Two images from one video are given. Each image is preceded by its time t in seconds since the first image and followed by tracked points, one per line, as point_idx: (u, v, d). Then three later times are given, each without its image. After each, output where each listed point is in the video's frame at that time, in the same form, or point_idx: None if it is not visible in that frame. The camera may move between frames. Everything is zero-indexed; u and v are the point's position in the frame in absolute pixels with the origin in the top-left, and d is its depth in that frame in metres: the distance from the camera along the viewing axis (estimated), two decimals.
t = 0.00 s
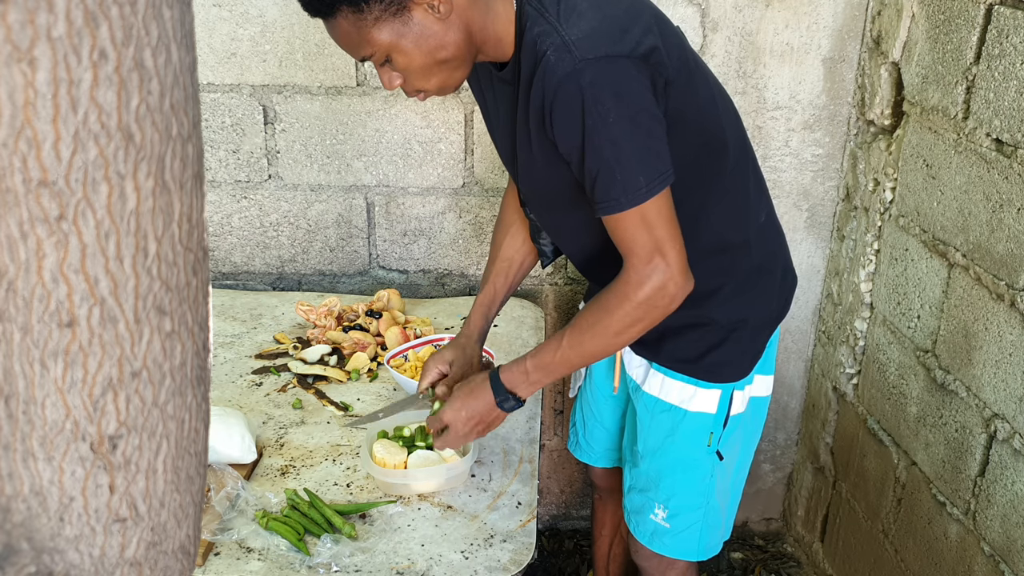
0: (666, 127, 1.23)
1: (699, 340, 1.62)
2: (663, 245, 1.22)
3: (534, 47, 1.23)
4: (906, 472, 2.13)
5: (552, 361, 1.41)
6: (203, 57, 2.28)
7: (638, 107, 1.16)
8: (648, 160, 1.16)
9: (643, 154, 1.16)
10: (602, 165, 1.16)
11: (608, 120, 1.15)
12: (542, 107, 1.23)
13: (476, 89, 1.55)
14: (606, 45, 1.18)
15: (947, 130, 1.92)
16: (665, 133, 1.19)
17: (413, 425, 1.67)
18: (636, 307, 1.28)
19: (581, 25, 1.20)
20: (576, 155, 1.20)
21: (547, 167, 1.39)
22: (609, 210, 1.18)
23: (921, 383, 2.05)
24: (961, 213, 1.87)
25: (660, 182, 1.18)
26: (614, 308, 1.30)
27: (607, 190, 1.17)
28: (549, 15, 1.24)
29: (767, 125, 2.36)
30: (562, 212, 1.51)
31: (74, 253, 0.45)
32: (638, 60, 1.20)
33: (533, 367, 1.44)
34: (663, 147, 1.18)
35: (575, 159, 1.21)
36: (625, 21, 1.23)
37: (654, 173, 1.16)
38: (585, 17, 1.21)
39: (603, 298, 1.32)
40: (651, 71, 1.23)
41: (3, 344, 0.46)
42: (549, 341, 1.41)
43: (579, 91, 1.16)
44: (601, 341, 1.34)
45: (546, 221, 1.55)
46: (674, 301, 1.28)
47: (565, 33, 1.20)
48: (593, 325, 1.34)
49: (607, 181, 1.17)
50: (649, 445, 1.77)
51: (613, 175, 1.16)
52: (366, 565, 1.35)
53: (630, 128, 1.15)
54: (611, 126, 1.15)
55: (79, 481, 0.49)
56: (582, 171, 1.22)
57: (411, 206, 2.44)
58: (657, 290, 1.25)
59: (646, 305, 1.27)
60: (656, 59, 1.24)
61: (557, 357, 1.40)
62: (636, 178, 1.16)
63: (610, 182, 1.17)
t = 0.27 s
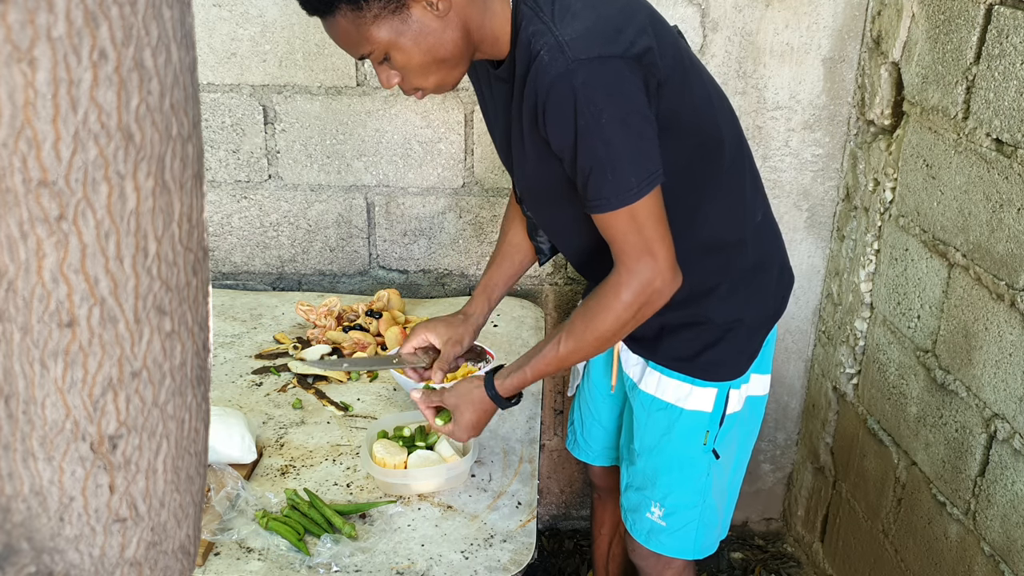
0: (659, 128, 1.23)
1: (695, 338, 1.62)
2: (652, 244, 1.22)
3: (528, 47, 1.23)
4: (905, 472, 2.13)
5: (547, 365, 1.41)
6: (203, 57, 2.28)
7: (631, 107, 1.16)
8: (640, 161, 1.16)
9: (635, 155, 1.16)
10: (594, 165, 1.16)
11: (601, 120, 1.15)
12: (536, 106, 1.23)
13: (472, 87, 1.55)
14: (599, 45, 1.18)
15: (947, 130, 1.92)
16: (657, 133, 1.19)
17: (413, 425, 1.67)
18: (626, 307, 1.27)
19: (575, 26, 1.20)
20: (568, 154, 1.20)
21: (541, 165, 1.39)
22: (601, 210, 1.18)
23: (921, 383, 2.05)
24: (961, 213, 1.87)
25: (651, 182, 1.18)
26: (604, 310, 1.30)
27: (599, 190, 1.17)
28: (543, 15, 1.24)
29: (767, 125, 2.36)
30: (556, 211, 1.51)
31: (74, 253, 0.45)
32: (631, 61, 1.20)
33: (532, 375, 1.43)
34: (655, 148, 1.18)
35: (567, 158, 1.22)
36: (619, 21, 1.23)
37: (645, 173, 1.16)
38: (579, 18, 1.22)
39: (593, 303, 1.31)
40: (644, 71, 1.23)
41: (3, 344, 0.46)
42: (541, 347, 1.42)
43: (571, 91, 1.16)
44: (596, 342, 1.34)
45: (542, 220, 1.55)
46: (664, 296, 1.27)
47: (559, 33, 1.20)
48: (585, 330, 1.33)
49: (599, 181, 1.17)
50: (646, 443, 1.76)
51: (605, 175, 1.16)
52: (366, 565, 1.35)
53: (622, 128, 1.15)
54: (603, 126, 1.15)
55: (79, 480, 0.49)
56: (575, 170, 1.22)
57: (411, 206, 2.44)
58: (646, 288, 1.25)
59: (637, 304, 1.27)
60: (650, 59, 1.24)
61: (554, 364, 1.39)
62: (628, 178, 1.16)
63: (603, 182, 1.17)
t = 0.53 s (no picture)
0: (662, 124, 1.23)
1: (696, 336, 1.62)
2: (665, 238, 1.22)
3: (531, 45, 1.23)
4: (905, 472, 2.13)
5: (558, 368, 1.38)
6: (203, 57, 2.28)
7: (635, 104, 1.16)
8: (645, 156, 1.16)
9: (641, 150, 1.16)
10: (600, 162, 1.16)
11: (606, 117, 1.15)
12: (541, 105, 1.23)
13: (473, 87, 1.55)
14: (603, 42, 1.18)
15: (947, 130, 1.92)
16: (661, 129, 1.19)
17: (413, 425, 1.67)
18: (643, 303, 1.26)
19: (578, 24, 1.20)
20: (574, 151, 1.20)
21: (544, 164, 1.39)
22: (608, 207, 1.18)
23: (921, 383, 2.05)
24: (961, 213, 1.87)
25: (658, 177, 1.17)
26: (619, 306, 1.28)
27: (606, 186, 1.17)
28: (546, 13, 1.24)
29: (767, 125, 2.36)
30: (559, 210, 1.51)
31: (74, 252, 0.45)
32: (634, 57, 1.20)
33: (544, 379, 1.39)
34: (660, 143, 1.18)
35: (574, 156, 1.21)
36: (621, 19, 1.23)
37: (651, 169, 1.16)
38: (581, 15, 1.22)
39: (608, 300, 1.30)
40: (648, 68, 1.23)
41: (3, 344, 0.46)
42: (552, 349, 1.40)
43: (576, 88, 1.16)
44: (610, 342, 1.32)
45: (544, 219, 1.55)
46: (678, 293, 1.27)
47: (562, 31, 1.20)
48: (599, 328, 1.32)
49: (605, 178, 1.17)
50: (646, 442, 1.76)
51: (611, 171, 1.16)
52: (366, 565, 1.35)
53: (627, 125, 1.15)
54: (608, 123, 1.15)
55: (78, 481, 0.49)
56: (580, 168, 1.22)
57: (411, 206, 2.44)
58: (661, 283, 1.24)
59: (652, 300, 1.26)
60: (652, 56, 1.24)
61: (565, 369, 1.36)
62: (634, 174, 1.16)
63: (609, 178, 1.16)
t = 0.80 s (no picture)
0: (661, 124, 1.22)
1: (696, 337, 1.62)
2: (666, 237, 1.22)
3: (529, 45, 1.23)
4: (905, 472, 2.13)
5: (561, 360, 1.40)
6: (203, 57, 2.28)
7: (633, 104, 1.16)
8: (644, 157, 1.16)
9: (639, 150, 1.16)
10: (598, 162, 1.16)
11: (604, 117, 1.15)
12: (539, 105, 1.23)
13: (472, 87, 1.55)
14: (601, 42, 1.18)
15: (947, 130, 1.92)
16: (660, 129, 1.19)
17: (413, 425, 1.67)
18: (643, 300, 1.27)
19: (576, 23, 1.20)
20: (572, 152, 1.20)
21: (543, 164, 1.39)
22: (606, 207, 1.18)
23: (921, 383, 2.05)
24: (961, 213, 1.87)
25: (657, 178, 1.17)
26: (620, 303, 1.29)
27: (604, 186, 1.17)
28: (544, 13, 1.24)
29: (767, 125, 2.36)
30: (558, 210, 1.51)
31: (74, 253, 0.45)
32: (633, 57, 1.20)
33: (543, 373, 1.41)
34: (659, 143, 1.18)
35: (572, 156, 1.22)
36: (619, 18, 1.23)
37: (650, 169, 1.16)
38: (580, 15, 1.22)
39: (609, 295, 1.31)
40: (646, 68, 1.23)
41: (3, 344, 0.46)
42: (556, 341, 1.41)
43: (574, 88, 1.16)
44: (612, 338, 1.33)
45: (543, 219, 1.55)
46: (679, 291, 1.27)
47: (560, 31, 1.19)
48: (600, 323, 1.33)
49: (603, 178, 1.17)
50: (646, 443, 1.76)
51: (609, 172, 1.16)
52: (366, 565, 1.35)
53: (625, 125, 1.15)
54: (606, 123, 1.15)
55: (79, 481, 0.49)
56: (579, 168, 1.22)
57: (411, 206, 2.44)
58: (660, 282, 1.25)
59: (652, 297, 1.26)
60: (651, 56, 1.24)
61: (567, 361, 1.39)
62: (632, 174, 1.16)
63: (607, 178, 1.16)
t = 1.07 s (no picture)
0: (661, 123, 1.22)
1: (696, 337, 1.62)
2: (667, 236, 1.22)
3: (529, 44, 1.23)
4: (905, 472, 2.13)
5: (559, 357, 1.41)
6: (203, 57, 2.28)
7: (634, 102, 1.16)
8: (645, 155, 1.16)
9: (640, 148, 1.16)
10: (599, 160, 1.16)
11: (604, 116, 1.15)
12: (539, 104, 1.23)
13: (472, 88, 1.55)
14: (601, 41, 1.18)
15: (947, 130, 1.92)
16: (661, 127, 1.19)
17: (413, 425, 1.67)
18: (643, 299, 1.27)
19: (576, 22, 1.20)
20: (573, 150, 1.20)
21: (544, 164, 1.39)
22: (607, 205, 1.18)
23: (921, 383, 2.05)
24: (961, 213, 1.87)
25: (658, 176, 1.17)
26: (619, 301, 1.30)
27: (605, 184, 1.17)
28: (544, 12, 1.24)
29: (767, 125, 2.35)
30: (558, 210, 1.51)
31: (74, 252, 0.45)
32: (633, 56, 1.20)
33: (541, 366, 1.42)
34: (659, 141, 1.18)
35: (572, 155, 1.21)
36: (619, 17, 1.23)
37: (651, 167, 1.16)
38: (580, 14, 1.22)
39: (610, 292, 1.31)
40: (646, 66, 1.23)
41: (3, 344, 0.46)
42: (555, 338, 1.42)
43: (574, 87, 1.16)
44: (610, 336, 1.34)
45: (543, 219, 1.56)
46: (679, 292, 1.27)
47: (560, 29, 1.19)
48: (599, 320, 1.34)
49: (604, 177, 1.17)
50: (646, 443, 1.76)
51: (610, 170, 1.16)
52: (366, 565, 1.35)
53: (626, 123, 1.15)
54: (607, 122, 1.15)
55: (79, 481, 0.49)
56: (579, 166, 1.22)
57: (411, 206, 2.44)
58: (661, 281, 1.25)
59: (651, 297, 1.27)
60: (651, 55, 1.24)
61: (565, 357, 1.40)
62: (633, 173, 1.16)
63: (609, 177, 1.16)
